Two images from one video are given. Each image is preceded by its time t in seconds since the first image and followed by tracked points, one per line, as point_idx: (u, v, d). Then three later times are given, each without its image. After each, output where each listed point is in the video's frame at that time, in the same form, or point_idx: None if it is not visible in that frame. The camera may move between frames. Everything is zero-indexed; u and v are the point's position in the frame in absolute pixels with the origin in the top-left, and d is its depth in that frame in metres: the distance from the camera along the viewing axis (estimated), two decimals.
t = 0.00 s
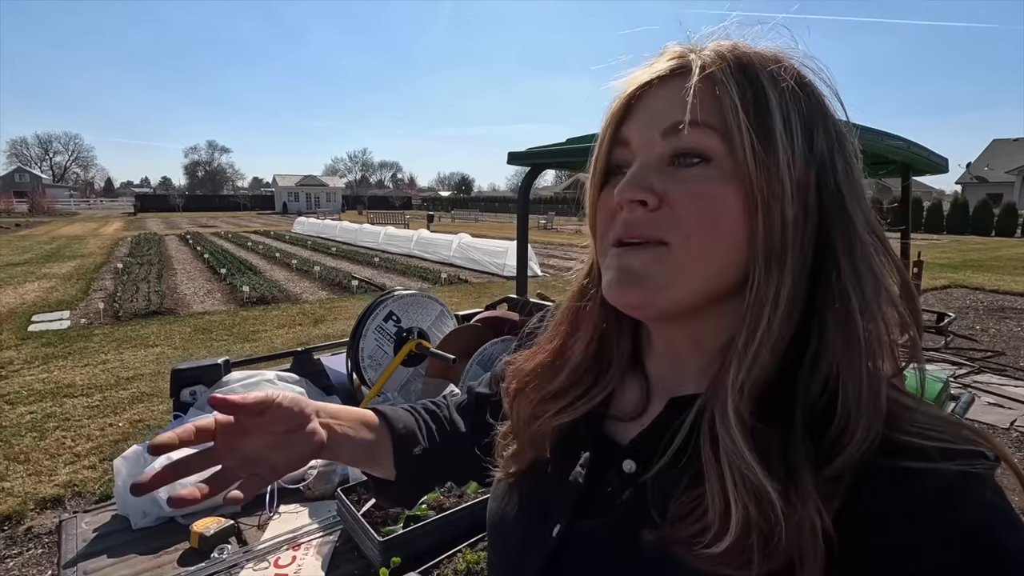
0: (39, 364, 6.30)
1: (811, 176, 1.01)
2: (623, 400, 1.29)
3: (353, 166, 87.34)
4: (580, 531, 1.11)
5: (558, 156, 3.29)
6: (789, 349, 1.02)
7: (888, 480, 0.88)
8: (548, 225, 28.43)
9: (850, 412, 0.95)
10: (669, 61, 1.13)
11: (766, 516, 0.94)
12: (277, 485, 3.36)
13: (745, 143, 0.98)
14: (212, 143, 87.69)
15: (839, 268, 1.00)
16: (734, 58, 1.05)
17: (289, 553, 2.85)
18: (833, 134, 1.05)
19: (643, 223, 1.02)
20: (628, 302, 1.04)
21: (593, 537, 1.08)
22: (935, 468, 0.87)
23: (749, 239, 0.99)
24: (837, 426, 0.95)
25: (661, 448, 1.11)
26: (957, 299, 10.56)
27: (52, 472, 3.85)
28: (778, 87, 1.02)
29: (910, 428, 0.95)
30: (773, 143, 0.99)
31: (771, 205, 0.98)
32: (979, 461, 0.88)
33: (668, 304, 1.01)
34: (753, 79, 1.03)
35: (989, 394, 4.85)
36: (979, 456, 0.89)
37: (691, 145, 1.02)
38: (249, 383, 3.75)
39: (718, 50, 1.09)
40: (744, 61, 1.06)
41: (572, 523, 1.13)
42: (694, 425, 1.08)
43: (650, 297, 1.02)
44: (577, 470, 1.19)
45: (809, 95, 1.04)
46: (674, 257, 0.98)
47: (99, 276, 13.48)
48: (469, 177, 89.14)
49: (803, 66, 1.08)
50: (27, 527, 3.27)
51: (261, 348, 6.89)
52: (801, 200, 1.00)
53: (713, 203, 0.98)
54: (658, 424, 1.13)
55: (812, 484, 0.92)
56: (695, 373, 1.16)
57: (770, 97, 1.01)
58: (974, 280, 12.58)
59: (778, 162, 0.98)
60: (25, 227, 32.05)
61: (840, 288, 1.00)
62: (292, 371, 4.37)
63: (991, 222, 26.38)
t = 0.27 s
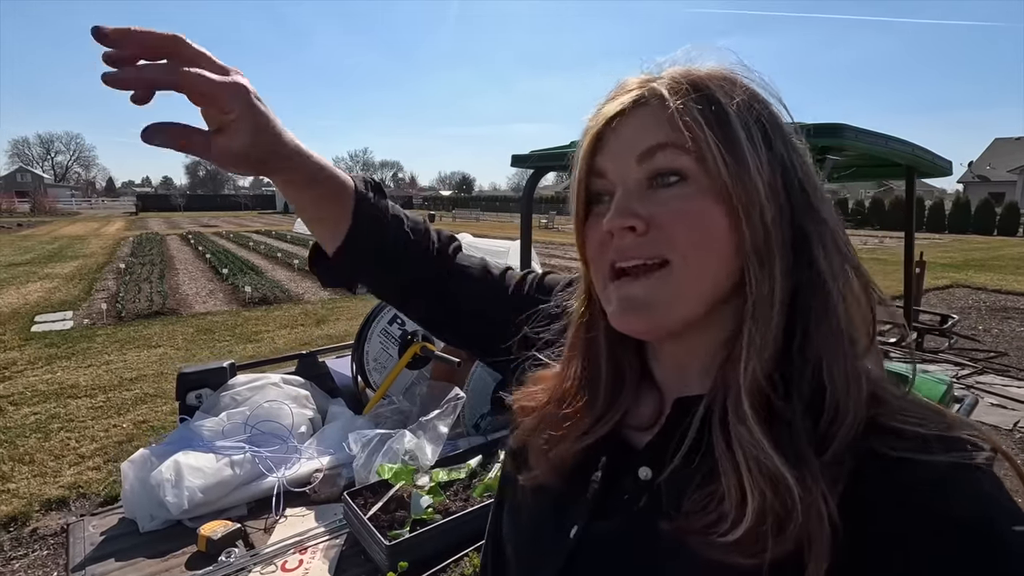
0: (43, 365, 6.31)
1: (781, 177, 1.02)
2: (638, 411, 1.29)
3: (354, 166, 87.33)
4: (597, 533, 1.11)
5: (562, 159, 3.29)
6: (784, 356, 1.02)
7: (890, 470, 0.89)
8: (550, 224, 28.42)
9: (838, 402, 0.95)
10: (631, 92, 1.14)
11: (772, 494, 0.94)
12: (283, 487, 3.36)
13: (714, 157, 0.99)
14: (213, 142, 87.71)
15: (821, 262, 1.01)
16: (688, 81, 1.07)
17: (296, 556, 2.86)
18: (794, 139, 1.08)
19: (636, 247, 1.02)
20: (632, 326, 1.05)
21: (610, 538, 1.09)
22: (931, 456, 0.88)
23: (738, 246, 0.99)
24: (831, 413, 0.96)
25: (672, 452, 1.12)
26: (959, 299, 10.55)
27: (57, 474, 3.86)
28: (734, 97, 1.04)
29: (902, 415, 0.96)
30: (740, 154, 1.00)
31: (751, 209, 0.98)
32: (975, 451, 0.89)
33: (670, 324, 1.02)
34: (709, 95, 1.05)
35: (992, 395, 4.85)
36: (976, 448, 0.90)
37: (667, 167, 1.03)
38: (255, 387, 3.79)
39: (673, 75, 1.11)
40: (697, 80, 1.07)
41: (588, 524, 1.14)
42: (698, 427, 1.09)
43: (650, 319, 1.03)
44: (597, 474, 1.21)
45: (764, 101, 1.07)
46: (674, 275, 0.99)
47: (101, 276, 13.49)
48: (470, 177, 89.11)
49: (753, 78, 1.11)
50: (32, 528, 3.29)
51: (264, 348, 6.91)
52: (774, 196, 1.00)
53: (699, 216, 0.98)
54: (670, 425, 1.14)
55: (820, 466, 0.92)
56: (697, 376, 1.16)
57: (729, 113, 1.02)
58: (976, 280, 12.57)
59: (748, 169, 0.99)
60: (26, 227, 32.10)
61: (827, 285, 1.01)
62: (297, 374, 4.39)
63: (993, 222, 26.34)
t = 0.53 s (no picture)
0: (44, 366, 6.31)
1: (767, 184, 1.02)
2: (629, 421, 1.23)
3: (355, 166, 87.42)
4: (590, 545, 1.07)
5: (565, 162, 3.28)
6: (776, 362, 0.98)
7: (874, 469, 0.86)
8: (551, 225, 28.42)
9: (817, 396, 0.92)
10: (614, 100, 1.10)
11: (768, 499, 0.91)
12: (282, 490, 3.35)
13: (717, 165, 0.98)
14: (215, 143, 87.85)
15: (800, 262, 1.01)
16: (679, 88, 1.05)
17: (296, 561, 2.85)
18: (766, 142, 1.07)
19: (645, 257, 0.98)
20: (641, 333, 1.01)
21: (604, 545, 1.05)
22: (918, 456, 0.85)
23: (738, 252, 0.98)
24: (818, 412, 0.92)
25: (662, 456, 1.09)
26: (962, 300, 10.51)
27: (56, 475, 3.85)
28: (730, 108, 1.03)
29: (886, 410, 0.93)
30: (738, 163, 0.99)
31: (746, 218, 0.98)
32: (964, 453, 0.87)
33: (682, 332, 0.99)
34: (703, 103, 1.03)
35: (996, 397, 4.83)
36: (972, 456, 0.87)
37: (668, 175, 1.00)
38: (255, 389, 3.78)
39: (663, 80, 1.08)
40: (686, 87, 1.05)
41: (582, 534, 1.11)
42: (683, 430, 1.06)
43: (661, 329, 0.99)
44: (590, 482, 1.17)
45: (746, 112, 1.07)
46: (686, 285, 0.96)
47: (102, 276, 13.52)
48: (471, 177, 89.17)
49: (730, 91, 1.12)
50: (31, 531, 3.27)
51: (265, 349, 6.89)
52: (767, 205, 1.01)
53: (706, 223, 0.96)
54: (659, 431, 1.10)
55: (802, 465, 0.90)
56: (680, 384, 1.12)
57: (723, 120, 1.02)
58: (979, 281, 12.54)
59: (746, 179, 0.99)
60: (28, 228, 32.13)
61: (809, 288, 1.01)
62: (297, 376, 4.37)
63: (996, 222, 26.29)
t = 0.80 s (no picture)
0: (44, 366, 6.31)
1: (791, 177, 1.00)
2: (629, 418, 1.21)
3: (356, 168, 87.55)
4: (595, 548, 1.09)
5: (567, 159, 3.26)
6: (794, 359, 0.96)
7: (885, 467, 0.86)
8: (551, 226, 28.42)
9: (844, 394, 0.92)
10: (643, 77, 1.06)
11: (783, 499, 0.90)
12: (282, 489, 3.34)
13: (750, 159, 0.96)
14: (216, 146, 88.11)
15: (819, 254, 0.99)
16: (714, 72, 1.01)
17: (295, 560, 2.84)
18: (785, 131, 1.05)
19: (669, 251, 0.96)
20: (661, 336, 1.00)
21: (610, 547, 1.07)
22: (935, 449, 0.84)
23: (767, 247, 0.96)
24: (838, 410, 0.91)
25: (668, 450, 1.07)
26: (964, 302, 10.48)
27: (56, 475, 3.84)
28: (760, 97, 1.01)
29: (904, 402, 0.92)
30: (771, 156, 0.98)
31: (776, 213, 0.96)
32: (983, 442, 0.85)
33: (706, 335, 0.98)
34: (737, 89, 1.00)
35: (999, 397, 4.80)
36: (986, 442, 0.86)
37: (698, 165, 0.98)
38: (255, 387, 3.75)
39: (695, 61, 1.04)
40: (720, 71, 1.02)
41: (585, 537, 1.12)
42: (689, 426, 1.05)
43: (685, 328, 0.97)
44: (584, 485, 1.17)
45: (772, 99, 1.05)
46: (709, 284, 0.94)
47: (103, 277, 13.55)
48: (472, 179, 89.29)
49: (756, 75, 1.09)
50: (31, 530, 3.26)
51: (265, 350, 6.88)
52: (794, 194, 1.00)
53: (733, 219, 0.94)
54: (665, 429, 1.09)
55: (812, 462, 0.89)
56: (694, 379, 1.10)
57: (756, 111, 1.00)
58: (981, 282, 12.50)
59: (777, 173, 0.97)
60: (30, 229, 32.17)
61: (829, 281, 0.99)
62: (298, 375, 4.36)
63: (997, 224, 26.24)
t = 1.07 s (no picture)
0: (44, 366, 6.31)
1: (789, 168, 0.97)
2: (631, 398, 1.26)
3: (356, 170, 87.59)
4: (599, 523, 1.10)
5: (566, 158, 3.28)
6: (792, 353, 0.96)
7: (883, 457, 0.87)
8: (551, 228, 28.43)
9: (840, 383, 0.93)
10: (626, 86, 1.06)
11: (778, 486, 0.90)
12: (282, 486, 3.34)
13: (727, 164, 0.93)
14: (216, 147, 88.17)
15: (815, 245, 0.97)
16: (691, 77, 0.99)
17: (295, 556, 2.84)
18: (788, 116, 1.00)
19: (648, 257, 0.99)
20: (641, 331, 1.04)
21: (608, 522, 1.08)
22: (936, 440, 0.85)
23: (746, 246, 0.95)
24: (840, 402, 0.92)
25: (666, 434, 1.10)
26: (963, 303, 10.51)
27: (55, 475, 3.84)
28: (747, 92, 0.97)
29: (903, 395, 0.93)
30: (751, 160, 0.95)
31: (762, 212, 0.94)
32: (973, 440, 0.86)
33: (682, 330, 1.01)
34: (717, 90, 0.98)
35: (998, 397, 4.81)
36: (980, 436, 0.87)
37: (675, 172, 0.98)
38: (255, 385, 3.75)
39: (675, 65, 1.02)
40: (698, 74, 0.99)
41: (585, 511, 1.13)
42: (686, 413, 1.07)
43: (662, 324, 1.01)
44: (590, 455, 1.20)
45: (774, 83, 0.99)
46: (688, 281, 0.96)
47: (103, 279, 13.56)
48: (471, 181, 89.35)
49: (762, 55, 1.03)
50: (30, 529, 3.27)
51: (265, 350, 6.89)
52: (780, 188, 0.96)
53: (714, 220, 0.95)
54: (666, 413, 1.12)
55: (812, 451, 0.89)
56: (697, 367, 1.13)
57: (740, 110, 0.96)
58: (980, 284, 12.51)
59: (759, 174, 0.94)
60: (29, 231, 32.17)
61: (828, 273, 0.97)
62: (298, 373, 4.36)
63: (995, 226, 26.28)
